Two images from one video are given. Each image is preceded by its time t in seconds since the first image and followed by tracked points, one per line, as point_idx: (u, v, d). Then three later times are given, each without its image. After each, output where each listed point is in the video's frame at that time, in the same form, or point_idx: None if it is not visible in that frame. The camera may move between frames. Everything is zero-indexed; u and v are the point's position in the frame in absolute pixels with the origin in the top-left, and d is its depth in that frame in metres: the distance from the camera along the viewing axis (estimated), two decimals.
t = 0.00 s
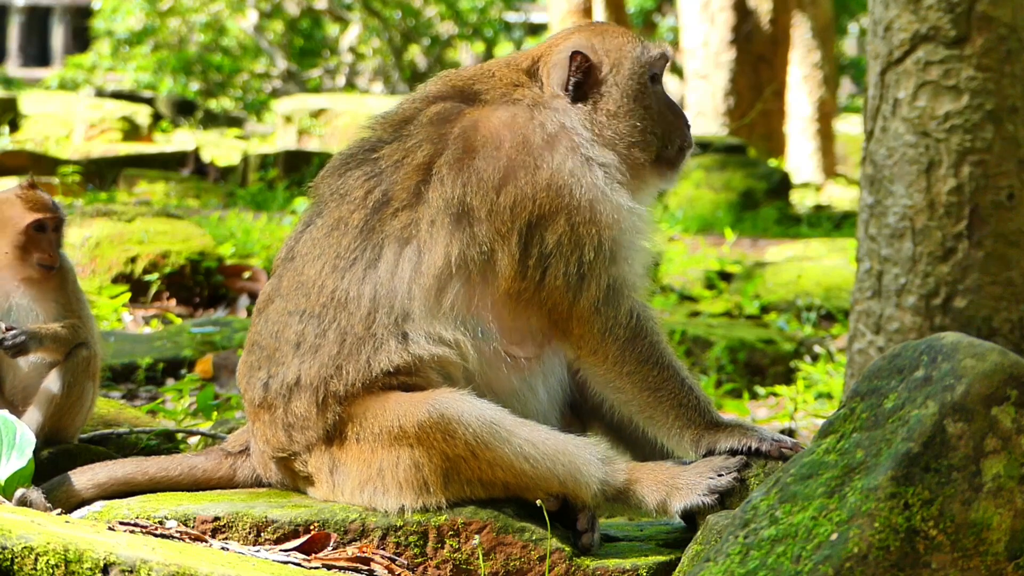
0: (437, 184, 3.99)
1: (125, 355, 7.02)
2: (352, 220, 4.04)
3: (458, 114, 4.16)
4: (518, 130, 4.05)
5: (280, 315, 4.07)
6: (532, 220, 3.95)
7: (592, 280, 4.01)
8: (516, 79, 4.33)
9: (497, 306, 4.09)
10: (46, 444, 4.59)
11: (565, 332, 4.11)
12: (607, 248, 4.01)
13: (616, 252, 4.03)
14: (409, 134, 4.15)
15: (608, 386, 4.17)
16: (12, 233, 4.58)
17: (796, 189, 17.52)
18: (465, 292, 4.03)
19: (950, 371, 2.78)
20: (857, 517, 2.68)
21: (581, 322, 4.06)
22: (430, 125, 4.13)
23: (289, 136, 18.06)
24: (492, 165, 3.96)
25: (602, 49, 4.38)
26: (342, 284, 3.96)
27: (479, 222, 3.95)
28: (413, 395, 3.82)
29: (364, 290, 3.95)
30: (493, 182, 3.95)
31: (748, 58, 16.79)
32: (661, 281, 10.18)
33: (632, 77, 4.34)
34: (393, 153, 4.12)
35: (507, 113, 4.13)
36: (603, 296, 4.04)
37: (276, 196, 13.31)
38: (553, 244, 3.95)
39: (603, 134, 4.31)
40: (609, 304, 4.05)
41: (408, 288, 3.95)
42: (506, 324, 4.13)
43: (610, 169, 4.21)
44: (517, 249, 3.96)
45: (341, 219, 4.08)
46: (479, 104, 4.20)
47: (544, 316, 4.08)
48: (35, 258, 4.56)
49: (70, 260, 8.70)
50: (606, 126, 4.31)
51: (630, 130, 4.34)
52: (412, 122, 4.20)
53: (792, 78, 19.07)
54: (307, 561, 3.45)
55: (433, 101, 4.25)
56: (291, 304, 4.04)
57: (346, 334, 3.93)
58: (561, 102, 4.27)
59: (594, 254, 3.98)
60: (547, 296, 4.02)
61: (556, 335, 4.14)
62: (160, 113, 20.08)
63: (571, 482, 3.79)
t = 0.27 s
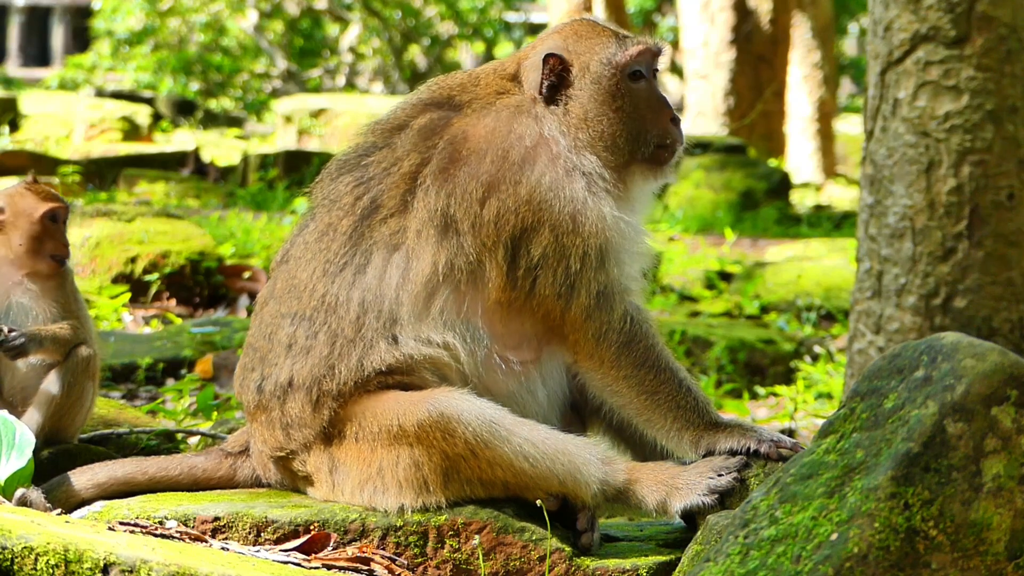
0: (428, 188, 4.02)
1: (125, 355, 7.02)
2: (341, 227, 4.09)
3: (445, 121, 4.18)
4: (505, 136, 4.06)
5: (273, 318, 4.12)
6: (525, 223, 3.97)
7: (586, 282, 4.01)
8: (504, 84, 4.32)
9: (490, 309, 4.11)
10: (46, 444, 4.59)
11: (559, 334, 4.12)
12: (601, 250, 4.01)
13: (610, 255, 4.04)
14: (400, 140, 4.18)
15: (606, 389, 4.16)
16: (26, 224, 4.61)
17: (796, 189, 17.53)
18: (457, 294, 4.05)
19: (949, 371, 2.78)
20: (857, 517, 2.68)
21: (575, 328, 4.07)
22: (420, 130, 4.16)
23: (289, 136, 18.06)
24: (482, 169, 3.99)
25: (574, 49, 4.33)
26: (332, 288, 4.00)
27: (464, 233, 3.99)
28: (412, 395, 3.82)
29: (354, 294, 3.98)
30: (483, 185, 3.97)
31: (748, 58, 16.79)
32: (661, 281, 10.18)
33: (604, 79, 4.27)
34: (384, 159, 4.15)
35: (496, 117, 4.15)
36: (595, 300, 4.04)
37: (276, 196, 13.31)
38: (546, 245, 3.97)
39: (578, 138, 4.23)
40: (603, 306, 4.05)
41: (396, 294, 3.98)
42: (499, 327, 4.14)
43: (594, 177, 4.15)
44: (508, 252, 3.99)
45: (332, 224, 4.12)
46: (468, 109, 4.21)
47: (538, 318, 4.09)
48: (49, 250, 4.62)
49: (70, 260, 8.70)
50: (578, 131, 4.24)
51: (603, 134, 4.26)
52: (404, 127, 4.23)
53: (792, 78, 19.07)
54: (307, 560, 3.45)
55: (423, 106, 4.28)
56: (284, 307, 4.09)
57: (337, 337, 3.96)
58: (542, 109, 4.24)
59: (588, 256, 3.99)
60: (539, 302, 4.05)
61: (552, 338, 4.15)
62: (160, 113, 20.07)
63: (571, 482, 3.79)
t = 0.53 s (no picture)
0: (424, 192, 4.02)
1: (125, 355, 7.02)
2: (337, 231, 4.09)
3: (440, 125, 4.18)
4: (500, 140, 4.07)
5: (270, 321, 4.12)
6: (521, 225, 3.97)
7: (583, 283, 4.02)
8: (497, 86, 4.31)
9: (487, 312, 4.11)
10: (46, 444, 4.60)
11: (556, 336, 4.12)
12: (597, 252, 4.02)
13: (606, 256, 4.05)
14: (394, 145, 4.19)
15: (605, 390, 4.16)
16: (28, 221, 4.60)
17: (796, 189, 17.53)
18: (453, 296, 4.05)
19: (949, 371, 2.78)
20: (857, 517, 2.68)
21: (573, 330, 4.07)
22: (416, 134, 4.16)
23: (289, 136, 18.07)
24: (477, 171, 4.00)
25: (558, 46, 4.31)
26: (327, 291, 4.01)
27: (458, 238, 3.99)
28: (410, 396, 3.82)
29: (349, 296, 3.98)
30: (479, 187, 3.98)
31: (748, 58, 16.80)
32: (661, 280, 10.18)
33: (588, 79, 4.22)
34: (379, 163, 4.15)
35: (491, 120, 4.15)
36: (592, 303, 4.04)
37: (276, 196, 13.31)
38: (543, 247, 3.98)
39: (565, 141, 4.19)
40: (600, 308, 4.05)
41: (392, 297, 3.98)
42: (495, 330, 4.14)
43: (586, 181, 4.12)
44: (505, 253, 3.99)
45: (327, 228, 4.12)
46: (463, 111, 4.21)
47: (534, 319, 4.10)
48: (52, 247, 4.62)
49: (70, 260, 8.69)
50: (563, 131, 4.20)
51: (587, 134, 4.21)
52: (399, 131, 4.24)
53: (791, 78, 19.07)
54: (307, 560, 3.45)
55: (419, 110, 4.28)
56: (281, 309, 4.09)
57: (333, 339, 3.96)
58: (530, 112, 4.22)
59: (585, 257, 4.00)
60: (535, 305, 4.05)
61: (549, 339, 4.15)
62: (160, 113, 20.07)
63: (570, 482, 3.79)
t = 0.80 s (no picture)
0: (423, 194, 4.02)
1: (125, 355, 7.02)
2: (335, 233, 4.09)
3: (437, 128, 4.18)
4: (497, 143, 4.06)
5: (269, 322, 4.12)
6: (520, 227, 3.98)
7: (581, 285, 4.02)
8: (494, 88, 4.31)
9: (485, 313, 4.11)
10: (46, 444, 4.60)
11: (554, 337, 4.12)
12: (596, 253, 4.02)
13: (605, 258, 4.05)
14: (393, 147, 4.19)
15: (604, 391, 4.17)
16: (31, 220, 4.62)
17: (796, 189, 17.52)
18: (452, 298, 4.05)
19: (950, 371, 2.78)
20: (857, 517, 2.68)
21: (572, 332, 4.07)
22: (414, 136, 4.16)
23: (289, 136, 18.07)
24: (476, 173, 4.00)
25: (553, 48, 4.31)
26: (325, 293, 4.01)
27: (456, 242, 3.99)
28: (409, 398, 3.82)
29: (347, 298, 3.98)
30: (478, 189, 3.98)
31: (748, 58, 16.80)
32: (661, 280, 10.18)
33: (581, 81, 4.22)
34: (378, 166, 4.16)
35: (488, 122, 4.14)
36: (590, 304, 4.04)
37: (276, 196, 13.30)
38: (541, 249, 3.98)
39: (562, 142, 4.18)
40: (598, 309, 4.05)
41: (390, 299, 3.98)
42: (493, 331, 4.15)
43: (581, 185, 4.11)
44: (503, 255, 3.99)
45: (325, 230, 4.12)
46: (461, 114, 4.21)
47: (533, 320, 4.10)
48: (54, 245, 4.64)
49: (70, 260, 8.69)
50: (556, 133, 4.19)
51: (580, 136, 4.20)
52: (397, 133, 4.24)
53: (791, 78, 19.07)
54: (307, 560, 3.45)
55: (417, 113, 4.28)
56: (280, 310, 4.09)
57: (331, 341, 3.96)
58: (524, 114, 4.22)
59: (583, 259, 4.00)
60: (533, 307, 4.06)
61: (547, 341, 4.16)
62: (160, 113, 20.07)
63: (569, 484, 3.79)
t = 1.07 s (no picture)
0: (422, 195, 4.02)
1: (125, 355, 7.02)
2: (334, 234, 4.09)
3: (436, 130, 4.18)
4: (496, 145, 4.07)
5: (268, 323, 4.11)
6: (519, 228, 3.98)
7: (581, 286, 4.02)
8: (492, 89, 4.31)
9: (484, 314, 4.11)
10: (46, 444, 4.60)
11: (554, 337, 4.12)
12: (595, 253, 4.03)
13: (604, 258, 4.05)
14: (392, 148, 4.19)
15: (604, 392, 4.16)
16: (30, 220, 4.61)
17: (796, 189, 17.52)
18: (451, 298, 4.05)
19: (950, 371, 2.78)
20: (857, 517, 2.68)
21: (571, 332, 4.07)
22: (413, 138, 4.16)
23: (289, 136, 18.06)
24: (475, 175, 4.01)
25: (549, 49, 4.32)
26: (325, 294, 4.01)
27: (454, 243, 4.00)
28: (408, 398, 3.82)
29: (346, 299, 3.98)
30: (477, 190, 3.99)
31: (748, 58, 16.80)
32: (661, 280, 10.18)
33: (576, 81, 4.22)
34: (376, 167, 4.16)
35: (486, 124, 4.15)
36: (589, 305, 4.04)
37: (276, 196, 13.30)
38: (540, 249, 3.98)
39: (559, 142, 4.18)
40: (598, 310, 4.05)
41: (389, 300, 3.98)
42: (493, 332, 4.15)
43: (579, 186, 4.11)
44: (503, 255, 4.00)
45: (324, 231, 4.12)
46: (460, 116, 4.21)
47: (532, 321, 4.10)
48: (54, 246, 4.64)
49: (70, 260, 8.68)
50: (550, 133, 4.19)
51: (575, 136, 4.20)
52: (397, 135, 4.24)
53: (792, 78, 19.07)
54: (307, 561, 3.45)
55: (416, 115, 4.28)
56: (279, 311, 4.08)
57: (330, 342, 3.96)
58: (521, 115, 4.21)
59: (583, 259, 4.00)
60: (532, 308, 4.06)
61: (547, 341, 4.16)
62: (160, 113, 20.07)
63: (569, 484, 3.79)
